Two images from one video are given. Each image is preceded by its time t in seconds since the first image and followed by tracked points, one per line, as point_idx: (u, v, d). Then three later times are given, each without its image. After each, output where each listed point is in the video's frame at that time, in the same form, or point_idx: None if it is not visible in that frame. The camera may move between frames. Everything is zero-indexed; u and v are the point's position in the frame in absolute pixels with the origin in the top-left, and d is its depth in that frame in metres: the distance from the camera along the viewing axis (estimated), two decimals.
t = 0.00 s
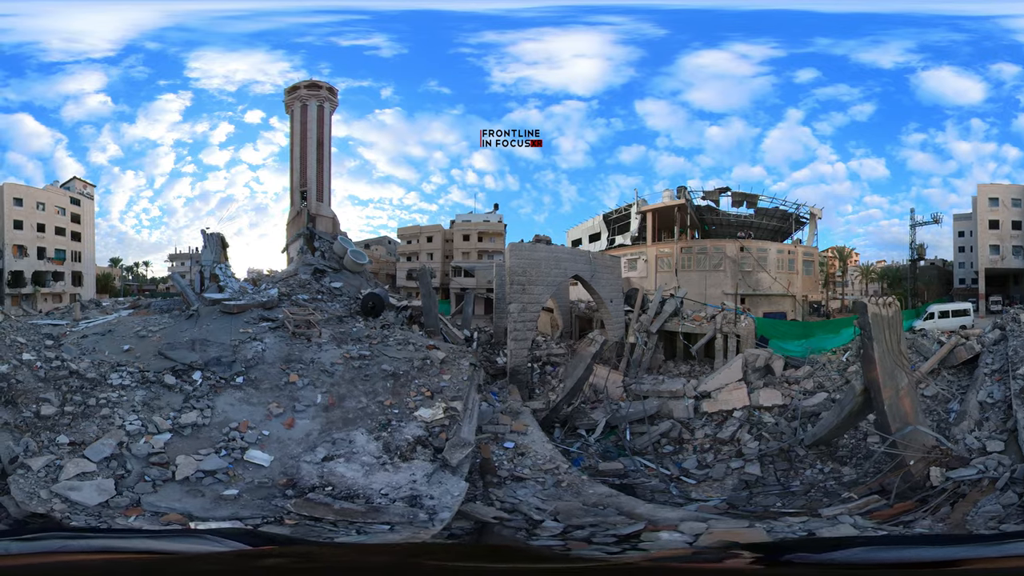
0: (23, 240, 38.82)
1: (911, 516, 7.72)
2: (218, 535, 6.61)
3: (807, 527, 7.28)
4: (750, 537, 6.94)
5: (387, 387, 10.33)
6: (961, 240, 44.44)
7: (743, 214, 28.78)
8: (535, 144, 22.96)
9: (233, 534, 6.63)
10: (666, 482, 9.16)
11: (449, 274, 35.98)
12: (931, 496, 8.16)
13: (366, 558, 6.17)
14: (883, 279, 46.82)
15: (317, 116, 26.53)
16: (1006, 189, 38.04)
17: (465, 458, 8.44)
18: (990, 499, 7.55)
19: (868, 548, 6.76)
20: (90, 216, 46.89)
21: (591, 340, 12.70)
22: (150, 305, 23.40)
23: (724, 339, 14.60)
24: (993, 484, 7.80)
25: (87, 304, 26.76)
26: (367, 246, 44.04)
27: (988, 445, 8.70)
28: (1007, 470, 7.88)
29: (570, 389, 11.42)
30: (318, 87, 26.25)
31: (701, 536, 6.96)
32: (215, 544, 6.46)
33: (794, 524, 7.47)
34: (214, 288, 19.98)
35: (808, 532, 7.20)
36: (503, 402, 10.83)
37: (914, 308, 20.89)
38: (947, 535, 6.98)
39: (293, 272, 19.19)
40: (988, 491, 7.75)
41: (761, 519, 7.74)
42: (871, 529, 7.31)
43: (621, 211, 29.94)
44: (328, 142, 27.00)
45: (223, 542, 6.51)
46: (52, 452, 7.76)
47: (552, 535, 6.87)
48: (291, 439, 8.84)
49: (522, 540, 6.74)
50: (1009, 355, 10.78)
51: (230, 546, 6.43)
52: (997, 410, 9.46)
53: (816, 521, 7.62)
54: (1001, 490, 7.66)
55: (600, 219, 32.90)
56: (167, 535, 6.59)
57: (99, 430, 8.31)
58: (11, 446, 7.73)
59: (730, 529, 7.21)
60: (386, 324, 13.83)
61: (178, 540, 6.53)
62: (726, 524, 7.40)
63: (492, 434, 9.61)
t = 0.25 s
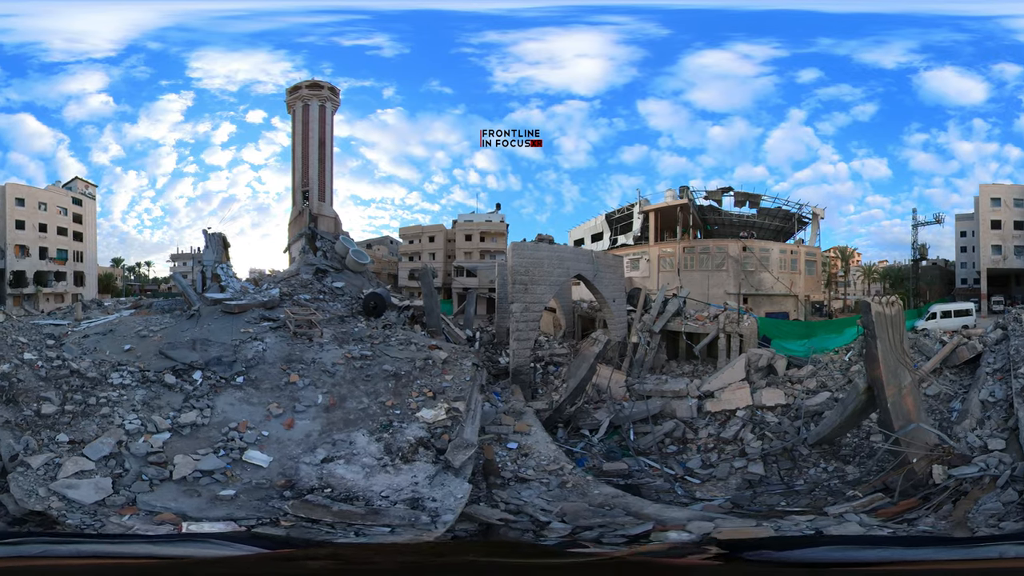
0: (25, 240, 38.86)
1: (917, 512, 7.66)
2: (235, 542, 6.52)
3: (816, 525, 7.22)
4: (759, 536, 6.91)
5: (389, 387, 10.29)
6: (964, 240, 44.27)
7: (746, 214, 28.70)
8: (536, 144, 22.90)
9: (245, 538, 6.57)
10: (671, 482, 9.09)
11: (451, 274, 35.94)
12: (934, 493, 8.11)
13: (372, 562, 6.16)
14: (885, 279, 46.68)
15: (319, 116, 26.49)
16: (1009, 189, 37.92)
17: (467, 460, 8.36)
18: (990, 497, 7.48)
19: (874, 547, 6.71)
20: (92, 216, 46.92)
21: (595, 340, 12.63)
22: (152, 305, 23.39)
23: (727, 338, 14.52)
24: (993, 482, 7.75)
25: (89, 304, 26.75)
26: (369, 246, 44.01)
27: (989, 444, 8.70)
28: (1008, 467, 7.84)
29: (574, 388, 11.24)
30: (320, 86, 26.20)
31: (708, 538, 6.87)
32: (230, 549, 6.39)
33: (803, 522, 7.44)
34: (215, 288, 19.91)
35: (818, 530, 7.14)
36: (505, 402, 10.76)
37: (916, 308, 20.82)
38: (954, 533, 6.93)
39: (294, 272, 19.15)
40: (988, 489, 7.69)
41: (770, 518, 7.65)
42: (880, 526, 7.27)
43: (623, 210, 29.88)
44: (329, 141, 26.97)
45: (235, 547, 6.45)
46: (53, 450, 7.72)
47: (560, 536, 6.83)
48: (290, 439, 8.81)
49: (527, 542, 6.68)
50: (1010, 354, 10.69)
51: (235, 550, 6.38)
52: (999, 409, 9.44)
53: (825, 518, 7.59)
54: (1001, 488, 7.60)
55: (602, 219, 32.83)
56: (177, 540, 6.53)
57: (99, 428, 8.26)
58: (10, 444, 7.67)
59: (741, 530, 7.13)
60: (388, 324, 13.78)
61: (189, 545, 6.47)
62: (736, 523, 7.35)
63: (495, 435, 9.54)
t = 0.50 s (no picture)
0: (28, 241, 38.92)
1: (927, 510, 7.58)
2: (247, 542, 6.42)
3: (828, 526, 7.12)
4: (768, 536, 6.80)
5: (387, 387, 10.23)
6: (966, 240, 44.02)
7: (748, 214, 28.60)
8: (537, 144, 22.82)
9: (255, 538, 6.49)
10: (674, 483, 9.01)
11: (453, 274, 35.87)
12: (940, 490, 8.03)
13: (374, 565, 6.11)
14: (888, 280, 46.50)
15: (320, 117, 26.45)
16: (1011, 190, 37.72)
17: (464, 460, 8.18)
18: (997, 494, 7.34)
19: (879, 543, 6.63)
20: (95, 217, 46.98)
21: (596, 340, 12.57)
22: (153, 305, 23.35)
23: (730, 338, 14.42)
24: (999, 479, 7.66)
25: (91, 303, 26.73)
26: (371, 246, 43.98)
27: (993, 441, 8.56)
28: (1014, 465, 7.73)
29: (575, 389, 11.03)
30: (320, 86, 26.14)
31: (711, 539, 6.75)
32: (242, 548, 6.33)
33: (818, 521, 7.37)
34: (217, 288, 19.85)
35: (834, 530, 7.04)
36: (506, 403, 10.70)
37: (918, 308, 20.69)
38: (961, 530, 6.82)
39: (295, 272, 19.08)
40: (995, 486, 7.61)
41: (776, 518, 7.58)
42: (896, 526, 7.16)
43: (625, 210, 29.79)
44: (330, 141, 26.92)
45: (247, 545, 6.39)
46: (53, 446, 7.68)
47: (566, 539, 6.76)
48: (286, 438, 8.76)
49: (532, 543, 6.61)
50: (1014, 353, 10.45)
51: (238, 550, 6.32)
52: (1001, 407, 9.31)
53: (838, 517, 7.52)
54: (1008, 484, 7.45)
55: (604, 218, 32.72)
56: (186, 539, 6.42)
57: (100, 425, 8.21)
58: (12, 440, 7.63)
59: (746, 531, 7.01)
60: (389, 323, 13.70)
61: (199, 545, 6.37)
62: (749, 525, 7.25)
63: (495, 435, 9.46)
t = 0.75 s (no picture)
0: (30, 241, 38.82)
1: (946, 506, 7.57)
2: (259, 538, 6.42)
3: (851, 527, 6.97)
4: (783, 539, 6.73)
5: (383, 387, 10.07)
6: (968, 240, 43.69)
7: (750, 213, 28.46)
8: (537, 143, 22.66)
9: (261, 540, 6.38)
10: (680, 486, 8.87)
11: (454, 274, 35.74)
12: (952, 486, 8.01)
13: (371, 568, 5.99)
14: (890, 280, 46.28)
15: (320, 117, 26.33)
16: (1013, 190, 37.43)
17: (453, 463, 7.93)
18: (1009, 487, 7.40)
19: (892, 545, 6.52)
20: (96, 217, 46.89)
21: (598, 341, 12.43)
22: (153, 305, 23.23)
23: (734, 338, 14.27)
24: (1009, 473, 7.68)
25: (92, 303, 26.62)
26: (372, 246, 43.88)
27: (1000, 436, 8.62)
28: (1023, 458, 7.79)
29: (576, 391, 10.98)
30: (320, 86, 26.02)
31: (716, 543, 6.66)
32: (256, 544, 6.31)
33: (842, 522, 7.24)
34: (217, 288, 19.72)
35: (864, 531, 6.92)
36: (505, 404, 10.48)
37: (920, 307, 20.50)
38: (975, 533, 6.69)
39: (295, 272, 18.95)
40: (1006, 480, 7.63)
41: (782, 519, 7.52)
42: (922, 523, 7.08)
43: (627, 209, 29.64)
44: (331, 141, 26.79)
45: (262, 541, 6.38)
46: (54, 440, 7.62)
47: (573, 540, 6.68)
48: (278, 434, 8.65)
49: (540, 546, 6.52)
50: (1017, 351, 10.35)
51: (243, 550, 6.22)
52: (1007, 403, 9.32)
53: (863, 517, 7.41)
54: (1018, 478, 7.51)
55: (606, 218, 32.56)
56: (196, 537, 6.40)
57: (100, 418, 8.20)
58: (17, 433, 7.70)
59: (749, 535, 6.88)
60: (387, 323, 13.57)
61: (211, 540, 6.35)
62: (771, 528, 7.13)
63: (492, 439, 9.25)
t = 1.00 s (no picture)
0: (31, 241, 38.72)
1: (964, 495, 7.68)
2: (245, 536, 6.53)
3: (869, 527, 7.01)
4: (802, 543, 6.73)
5: (374, 391, 9.84)
6: (970, 240, 43.27)
7: (753, 213, 28.27)
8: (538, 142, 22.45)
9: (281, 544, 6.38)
10: (691, 491, 8.64)
11: (455, 274, 35.54)
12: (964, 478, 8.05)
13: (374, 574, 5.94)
14: (892, 279, 46.01)
15: (320, 116, 26.16)
16: (1015, 192, 37.13)
17: (433, 470, 7.65)
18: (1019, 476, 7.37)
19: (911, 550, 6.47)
20: (97, 217, 46.76)
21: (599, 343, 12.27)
22: (152, 305, 23.01)
23: (739, 339, 14.12)
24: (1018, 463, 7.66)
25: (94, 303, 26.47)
26: (373, 245, 43.70)
27: (1006, 428, 8.49)
28: None
29: (580, 396, 10.55)
30: (320, 86, 25.86)
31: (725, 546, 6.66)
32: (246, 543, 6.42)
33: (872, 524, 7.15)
34: (214, 288, 19.52)
35: (907, 526, 7.00)
36: (504, 410, 10.12)
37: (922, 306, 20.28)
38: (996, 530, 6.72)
39: (294, 272, 18.78)
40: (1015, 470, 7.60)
41: (799, 520, 7.50)
42: (949, 515, 7.21)
43: (629, 208, 29.43)
44: (330, 141, 26.61)
45: (255, 541, 6.49)
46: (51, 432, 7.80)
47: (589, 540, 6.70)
48: (263, 433, 8.51)
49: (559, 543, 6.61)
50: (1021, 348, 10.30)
51: (252, 556, 6.29)
52: (1012, 399, 9.29)
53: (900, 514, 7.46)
54: None
55: (607, 217, 32.32)
56: (196, 535, 6.51)
57: (97, 411, 8.39)
58: (18, 426, 7.87)
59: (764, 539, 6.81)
60: (384, 323, 13.37)
61: (206, 541, 6.46)
62: (795, 531, 7.09)
63: (488, 446, 8.90)
